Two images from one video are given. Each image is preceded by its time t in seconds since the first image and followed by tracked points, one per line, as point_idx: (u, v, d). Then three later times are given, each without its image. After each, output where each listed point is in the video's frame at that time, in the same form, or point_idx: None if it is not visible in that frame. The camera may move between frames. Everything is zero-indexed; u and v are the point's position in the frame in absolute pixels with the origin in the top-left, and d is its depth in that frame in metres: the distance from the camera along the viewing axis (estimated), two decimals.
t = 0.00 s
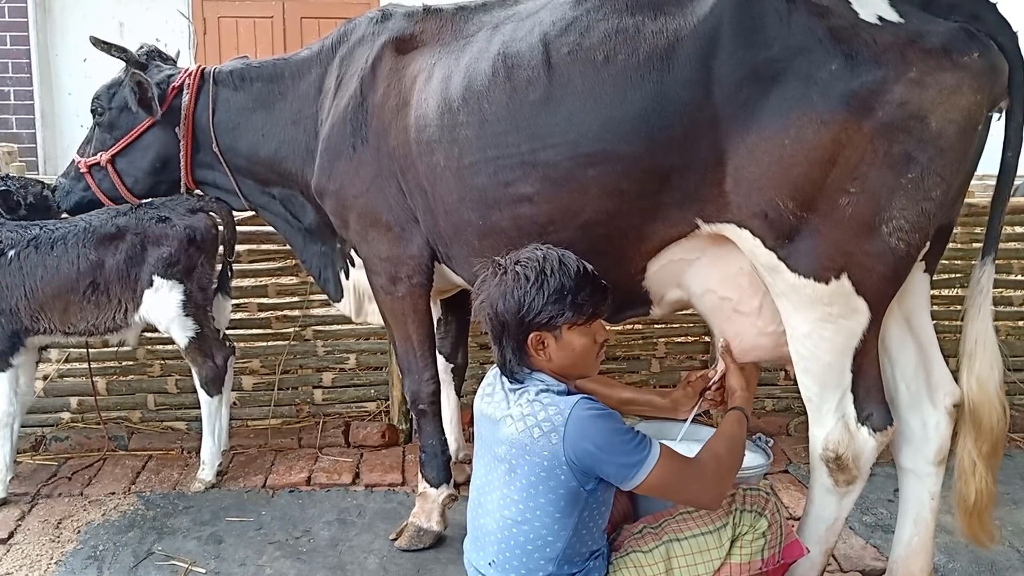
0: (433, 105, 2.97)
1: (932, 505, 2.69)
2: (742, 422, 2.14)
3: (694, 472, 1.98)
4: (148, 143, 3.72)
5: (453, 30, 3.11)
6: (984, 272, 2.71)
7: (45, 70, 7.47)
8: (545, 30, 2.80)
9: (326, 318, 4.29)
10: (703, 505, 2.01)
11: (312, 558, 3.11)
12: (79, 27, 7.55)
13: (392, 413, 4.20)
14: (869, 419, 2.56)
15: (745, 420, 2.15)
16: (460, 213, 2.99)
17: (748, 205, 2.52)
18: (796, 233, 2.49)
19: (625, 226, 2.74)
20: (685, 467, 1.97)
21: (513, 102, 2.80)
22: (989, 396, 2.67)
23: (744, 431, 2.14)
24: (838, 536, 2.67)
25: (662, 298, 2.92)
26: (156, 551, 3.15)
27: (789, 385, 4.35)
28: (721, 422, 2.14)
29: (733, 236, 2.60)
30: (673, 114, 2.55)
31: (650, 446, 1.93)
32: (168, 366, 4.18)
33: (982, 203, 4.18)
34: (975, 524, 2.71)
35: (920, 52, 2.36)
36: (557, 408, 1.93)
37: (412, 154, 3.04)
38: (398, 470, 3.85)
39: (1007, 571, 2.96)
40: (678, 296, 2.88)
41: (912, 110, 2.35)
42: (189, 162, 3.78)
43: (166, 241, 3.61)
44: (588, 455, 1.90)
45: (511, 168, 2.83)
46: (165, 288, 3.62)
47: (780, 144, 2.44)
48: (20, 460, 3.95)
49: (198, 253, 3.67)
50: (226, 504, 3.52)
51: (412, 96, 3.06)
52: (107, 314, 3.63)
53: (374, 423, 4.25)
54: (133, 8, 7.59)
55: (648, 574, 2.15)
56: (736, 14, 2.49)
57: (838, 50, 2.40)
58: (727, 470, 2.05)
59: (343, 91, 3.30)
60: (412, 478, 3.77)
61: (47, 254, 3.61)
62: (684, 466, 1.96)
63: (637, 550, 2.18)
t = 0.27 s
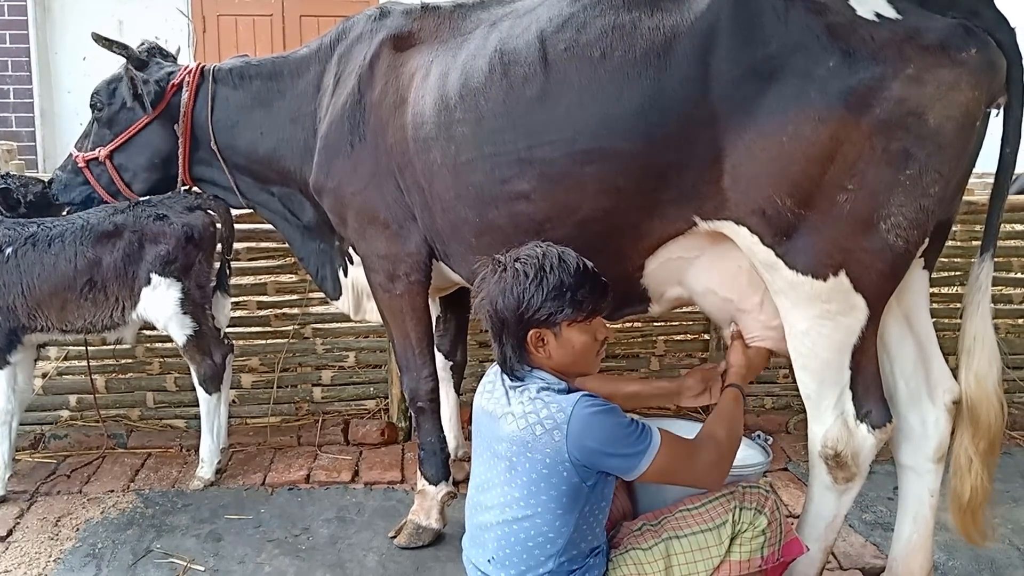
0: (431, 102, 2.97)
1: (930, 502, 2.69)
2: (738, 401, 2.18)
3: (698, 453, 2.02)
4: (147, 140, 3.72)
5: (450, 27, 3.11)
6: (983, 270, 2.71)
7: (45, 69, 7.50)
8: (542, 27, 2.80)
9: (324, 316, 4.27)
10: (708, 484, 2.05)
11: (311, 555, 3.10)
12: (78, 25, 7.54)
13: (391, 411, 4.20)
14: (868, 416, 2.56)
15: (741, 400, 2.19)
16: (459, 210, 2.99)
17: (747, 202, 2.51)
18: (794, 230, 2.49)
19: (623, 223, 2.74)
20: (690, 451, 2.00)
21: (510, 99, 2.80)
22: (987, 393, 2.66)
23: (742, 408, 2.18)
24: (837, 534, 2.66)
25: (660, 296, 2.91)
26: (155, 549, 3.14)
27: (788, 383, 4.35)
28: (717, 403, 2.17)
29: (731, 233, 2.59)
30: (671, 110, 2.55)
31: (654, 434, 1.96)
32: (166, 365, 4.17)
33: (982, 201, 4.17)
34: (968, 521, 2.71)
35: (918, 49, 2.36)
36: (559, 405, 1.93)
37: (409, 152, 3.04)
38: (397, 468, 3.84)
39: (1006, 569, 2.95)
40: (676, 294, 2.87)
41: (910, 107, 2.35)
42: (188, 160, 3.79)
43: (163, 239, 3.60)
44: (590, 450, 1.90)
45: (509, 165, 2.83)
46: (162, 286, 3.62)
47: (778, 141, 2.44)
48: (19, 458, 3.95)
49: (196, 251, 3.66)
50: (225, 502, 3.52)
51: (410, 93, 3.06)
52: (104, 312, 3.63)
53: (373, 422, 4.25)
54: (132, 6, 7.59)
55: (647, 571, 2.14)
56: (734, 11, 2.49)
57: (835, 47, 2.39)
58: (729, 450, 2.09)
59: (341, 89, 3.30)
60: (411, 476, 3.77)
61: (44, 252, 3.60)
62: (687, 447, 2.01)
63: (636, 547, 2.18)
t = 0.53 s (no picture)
0: (434, 102, 2.96)
1: (936, 502, 2.68)
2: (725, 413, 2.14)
3: (701, 464, 1.99)
4: (148, 140, 3.70)
5: (453, 25, 3.10)
6: (987, 268, 2.70)
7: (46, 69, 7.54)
8: (546, 25, 2.79)
9: (328, 316, 4.25)
10: (713, 499, 2.02)
11: (315, 555, 3.10)
12: (79, 24, 7.54)
13: (395, 410, 4.20)
14: (874, 416, 2.55)
15: (728, 412, 2.15)
16: (462, 209, 2.98)
17: (752, 201, 2.51)
18: (800, 229, 2.48)
19: (627, 222, 2.73)
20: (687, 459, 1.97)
21: (514, 97, 2.79)
22: (991, 393, 2.65)
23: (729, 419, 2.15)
24: (843, 533, 2.66)
25: (665, 295, 2.91)
26: (158, 549, 3.14)
27: (793, 383, 4.33)
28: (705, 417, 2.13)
29: (736, 232, 2.59)
30: (676, 109, 2.54)
31: (655, 438, 1.93)
32: (170, 364, 4.17)
33: (986, 200, 4.16)
34: (974, 523, 2.70)
35: (923, 47, 2.35)
36: (562, 404, 1.92)
37: (412, 151, 3.03)
38: (400, 468, 3.84)
39: (1013, 569, 2.94)
40: (681, 293, 2.86)
41: (916, 106, 2.34)
42: (191, 160, 3.77)
43: (166, 238, 3.60)
44: (593, 449, 1.89)
45: (512, 164, 2.82)
46: (165, 285, 3.61)
47: (784, 139, 2.43)
48: (22, 458, 3.95)
49: (198, 250, 3.66)
50: (229, 501, 3.51)
51: (413, 92, 3.05)
52: (106, 312, 3.63)
53: (377, 421, 4.23)
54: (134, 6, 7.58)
55: (653, 572, 2.13)
56: (739, 9, 2.48)
57: (841, 45, 2.39)
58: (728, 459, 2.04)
59: (344, 87, 3.29)
60: (414, 476, 3.76)
61: (46, 252, 3.60)
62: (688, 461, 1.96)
63: (643, 548, 2.17)
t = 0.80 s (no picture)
0: (440, 102, 2.94)
1: (945, 504, 2.67)
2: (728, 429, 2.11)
3: (709, 472, 1.97)
4: (156, 139, 3.70)
5: (460, 26, 3.08)
6: (997, 271, 2.71)
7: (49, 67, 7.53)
8: (553, 25, 2.77)
9: (332, 316, 4.24)
10: (719, 509, 2.00)
11: (321, 557, 3.09)
12: (82, 23, 7.53)
13: (400, 411, 4.20)
14: (882, 418, 2.53)
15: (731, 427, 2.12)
16: (468, 210, 2.97)
17: (761, 202, 2.49)
18: (809, 230, 2.46)
19: (635, 223, 2.72)
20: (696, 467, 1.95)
21: (521, 97, 2.77)
22: (1000, 395, 2.64)
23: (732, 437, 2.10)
24: (852, 536, 2.64)
25: (673, 296, 2.89)
26: (164, 550, 3.13)
27: (800, 384, 4.31)
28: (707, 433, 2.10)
29: (744, 233, 2.57)
30: (685, 109, 2.52)
31: (659, 442, 1.92)
32: (174, 364, 4.16)
33: (995, 201, 4.14)
34: (983, 526, 2.69)
35: (934, 48, 2.33)
36: (566, 403, 1.91)
37: (418, 152, 3.02)
38: (405, 468, 3.83)
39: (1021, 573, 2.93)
40: (689, 294, 2.85)
41: (926, 107, 2.32)
42: (197, 160, 3.75)
43: (169, 239, 3.59)
44: (597, 449, 1.88)
45: (518, 164, 2.81)
46: (168, 287, 3.61)
47: (793, 140, 2.41)
48: (26, 459, 3.94)
49: (201, 250, 3.65)
50: (234, 502, 3.51)
51: (419, 92, 3.04)
52: (108, 313, 3.62)
53: (382, 422, 4.20)
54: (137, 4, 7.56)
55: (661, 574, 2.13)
56: (748, 9, 2.46)
57: (851, 46, 2.37)
58: (735, 469, 2.02)
59: (350, 88, 3.27)
60: (419, 476, 3.75)
61: (47, 253, 3.59)
62: (696, 469, 1.94)
63: (650, 550, 2.16)
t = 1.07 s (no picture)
0: (441, 102, 2.93)
1: (949, 506, 2.65)
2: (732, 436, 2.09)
3: (711, 475, 1.95)
4: (162, 126, 3.69)
5: (461, 25, 3.07)
6: (1003, 270, 2.69)
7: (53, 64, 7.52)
8: (555, 24, 2.77)
9: (334, 316, 4.25)
10: (720, 513, 1.98)
11: (322, 556, 3.09)
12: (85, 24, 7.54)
13: (402, 410, 4.20)
14: (885, 419, 2.52)
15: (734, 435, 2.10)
16: (469, 210, 2.96)
17: (763, 202, 2.48)
18: (811, 230, 2.45)
19: (636, 223, 2.71)
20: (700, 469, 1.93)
21: (522, 97, 2.77)
22: (1006, 395, 2.62)
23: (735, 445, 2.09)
24: (854, 538, 2.63)
25: (675, 297, 2.88)
26: (166, 549, 3.14)
27: (803, 384, 4.30)
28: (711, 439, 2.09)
29: (747, 233, 2.56)
30: (687, 109, 2.51)
31: (659, 443, 1.90)
32: (177, 363, 4.17)
33: (1000, 200, 4.13)
34: (990, 526, 2.67)
35: (938, 47, 2.31)
36: (565, 402, 1.90)
37: (420, 151, 3.01)
38: (407, 468, 3.83)
39: None
40: (691, 294, 2.84)
41: (930, 106, 2.31)
42: (202, 150, 3.75)
43: (172, 238, 3.60)
44: (596, 449, 1.87)
45: (520, 164, 2.80)
46: (171, 286, 3.61)
47: (795, 140, 2.40)
48: (29, 457, 3.95)
49: (205, 250, 3.66)
50: (236, 501, 3.51)
51: (421, 92, 3.03)
52: (112, 312, 3.62)
53: (384, 421, 4.21)
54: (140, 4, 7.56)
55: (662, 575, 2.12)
56: (751, 9, 2.45)
57: (854, 45, 2.35)
58: (738, 473, 2.01)
59: (352, 87, 3.27)
60: (421, 476, 3.75)
61: (52, 251, 3.60)
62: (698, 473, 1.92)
63: (652, 551, 2.16)
